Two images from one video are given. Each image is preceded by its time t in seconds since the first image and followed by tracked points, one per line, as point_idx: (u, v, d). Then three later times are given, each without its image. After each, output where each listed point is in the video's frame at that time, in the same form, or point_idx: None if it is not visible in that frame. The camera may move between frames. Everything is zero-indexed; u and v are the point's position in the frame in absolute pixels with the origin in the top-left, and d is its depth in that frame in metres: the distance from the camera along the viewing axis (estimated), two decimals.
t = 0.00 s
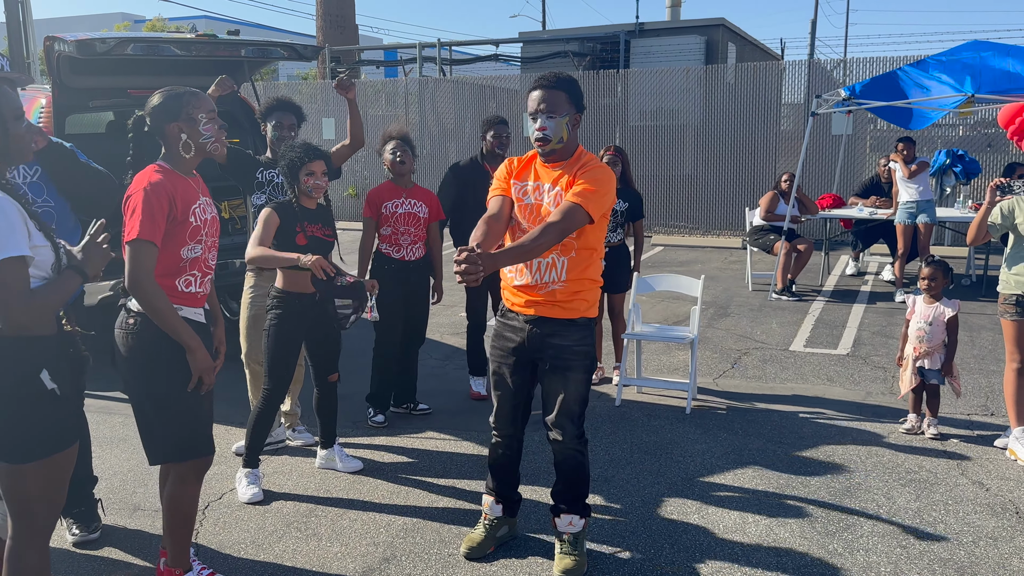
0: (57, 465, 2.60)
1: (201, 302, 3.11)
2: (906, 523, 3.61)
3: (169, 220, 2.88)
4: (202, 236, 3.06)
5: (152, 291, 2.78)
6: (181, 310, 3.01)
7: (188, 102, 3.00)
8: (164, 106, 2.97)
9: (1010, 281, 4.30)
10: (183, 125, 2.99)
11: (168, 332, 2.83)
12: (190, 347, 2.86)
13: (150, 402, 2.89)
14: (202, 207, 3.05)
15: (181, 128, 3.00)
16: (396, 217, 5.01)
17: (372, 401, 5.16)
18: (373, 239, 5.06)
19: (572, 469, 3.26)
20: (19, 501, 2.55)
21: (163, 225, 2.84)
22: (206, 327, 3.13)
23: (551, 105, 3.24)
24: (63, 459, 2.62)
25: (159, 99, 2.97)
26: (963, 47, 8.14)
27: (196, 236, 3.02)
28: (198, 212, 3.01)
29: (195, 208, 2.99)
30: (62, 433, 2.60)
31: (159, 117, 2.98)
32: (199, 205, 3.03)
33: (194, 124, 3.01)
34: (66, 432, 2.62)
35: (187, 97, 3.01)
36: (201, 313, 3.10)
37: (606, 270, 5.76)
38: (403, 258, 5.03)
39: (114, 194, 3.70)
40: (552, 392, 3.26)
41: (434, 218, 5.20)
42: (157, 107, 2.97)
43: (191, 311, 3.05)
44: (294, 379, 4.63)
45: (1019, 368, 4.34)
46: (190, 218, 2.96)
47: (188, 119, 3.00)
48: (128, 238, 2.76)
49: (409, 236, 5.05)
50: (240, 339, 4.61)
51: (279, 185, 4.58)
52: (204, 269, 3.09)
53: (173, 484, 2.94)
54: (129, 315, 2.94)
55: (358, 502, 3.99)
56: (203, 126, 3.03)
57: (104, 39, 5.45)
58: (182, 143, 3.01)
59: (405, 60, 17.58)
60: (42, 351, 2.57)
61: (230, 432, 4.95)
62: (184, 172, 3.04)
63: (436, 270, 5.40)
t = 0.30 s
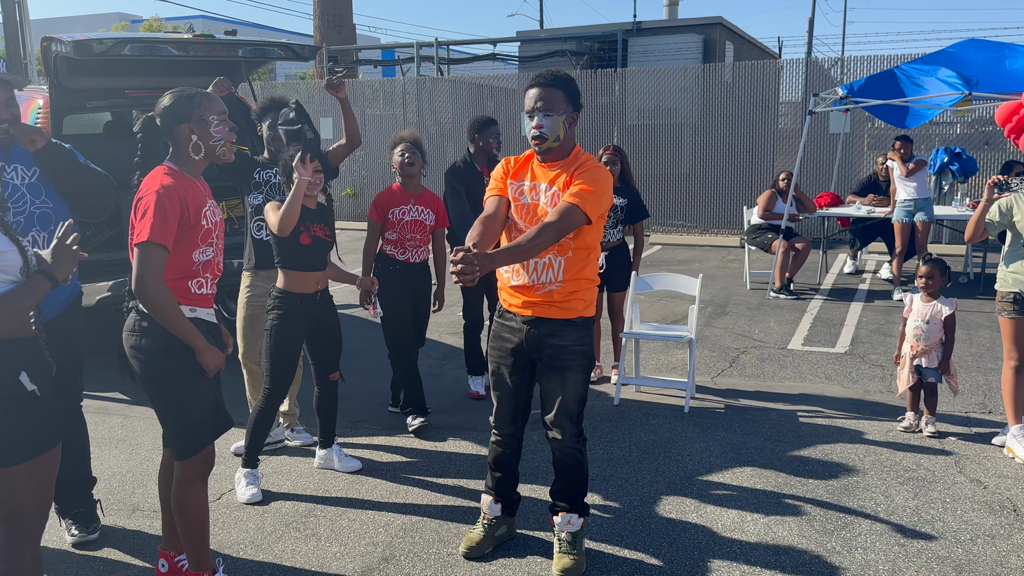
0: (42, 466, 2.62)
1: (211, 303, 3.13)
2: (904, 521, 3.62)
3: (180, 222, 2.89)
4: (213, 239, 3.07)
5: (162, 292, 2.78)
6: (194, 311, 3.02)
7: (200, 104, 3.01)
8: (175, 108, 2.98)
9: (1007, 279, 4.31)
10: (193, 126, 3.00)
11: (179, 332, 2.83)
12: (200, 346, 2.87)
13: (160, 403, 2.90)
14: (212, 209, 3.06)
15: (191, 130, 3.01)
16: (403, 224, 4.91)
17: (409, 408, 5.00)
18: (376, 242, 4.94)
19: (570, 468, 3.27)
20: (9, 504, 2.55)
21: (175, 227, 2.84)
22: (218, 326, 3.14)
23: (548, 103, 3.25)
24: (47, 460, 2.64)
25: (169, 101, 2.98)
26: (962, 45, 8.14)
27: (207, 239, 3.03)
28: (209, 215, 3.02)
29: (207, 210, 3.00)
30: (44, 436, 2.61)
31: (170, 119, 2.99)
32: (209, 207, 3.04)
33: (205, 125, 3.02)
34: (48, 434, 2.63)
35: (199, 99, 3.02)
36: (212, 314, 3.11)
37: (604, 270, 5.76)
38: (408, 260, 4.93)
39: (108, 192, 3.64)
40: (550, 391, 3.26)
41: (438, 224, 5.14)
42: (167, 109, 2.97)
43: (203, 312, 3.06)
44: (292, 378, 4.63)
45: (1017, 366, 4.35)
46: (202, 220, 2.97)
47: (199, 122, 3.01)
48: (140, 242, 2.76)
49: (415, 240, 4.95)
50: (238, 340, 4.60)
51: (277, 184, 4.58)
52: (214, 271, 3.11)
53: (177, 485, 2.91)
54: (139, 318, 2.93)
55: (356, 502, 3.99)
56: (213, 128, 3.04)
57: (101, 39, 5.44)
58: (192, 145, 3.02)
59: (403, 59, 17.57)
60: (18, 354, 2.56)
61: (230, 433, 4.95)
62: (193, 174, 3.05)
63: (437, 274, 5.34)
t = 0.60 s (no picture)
0: None
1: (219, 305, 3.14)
2: (905, 517, 3.62)
3: (193, 223, 2.90)
4: (222, 240, 3.08)
5: (181, 296, 2.80)
6: (203, 313, 3.03)
7: (209, 104, 3.02)
8: (184, 108, 2.98)
9: (1010, 276, 4.31)
10: (203, 126, 3.01)
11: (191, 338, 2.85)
12: (212, 355, 2.90)
13: (162, 405, 2.91)
14: (220, 210, 3.07)
15: (200, 130, 3.01)
16: (411, 225, 4.85)
17: (415, 413, 4.90)
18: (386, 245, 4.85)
19: (572, 464, 3.27)
20: None
21: (188, 229, 2.86)
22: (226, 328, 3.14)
23: (548, 100, 3.24)
24: None
25: (177, 101, 2.98)
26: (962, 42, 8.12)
27: (217, 240, 3.04)
28: (219, 216, 3.03)
29: (217, 211, 3.02)
30: None
31: (178, 119, 2.99)
32: (218, 208, 3.05)
33: (214, 126, 3.03)
34: None
35: (208, 99, 3.03)
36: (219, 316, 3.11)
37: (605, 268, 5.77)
38: (416, 260, 4.88)
39: (109, 191, 3.62)
40: (552, 387, 3.26)
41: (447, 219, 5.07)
42: (177, 110, 2.98)
43: (212, 314, 3.07)
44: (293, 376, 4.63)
45: (1018, 362, 4.35)
46: (212, 222, 2.99)
47: (208, 122, 3.02)
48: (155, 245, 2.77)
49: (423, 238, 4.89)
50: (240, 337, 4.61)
51: (276, 182, 4.58)
52: (223, 272, 3.12)
53: (171, 488, 2.91)
54: (150, 317, 2.93)
55: (358, 499, 4.00)
56: (222, 128, 3.05)
57: (102, 39, 5.44)
58: (201, 145, 3.02)
59: (403, 57, 17.56)
60: None
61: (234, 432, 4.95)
62: (200, 175, 3.06)
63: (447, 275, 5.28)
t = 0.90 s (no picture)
0: None
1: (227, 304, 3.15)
2: (908, 513, 3.63)
3: (201, 223, 2.91)
4: (230, 239, 3.10)
5: (195, 297, 2.82)
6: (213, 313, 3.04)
7: (215, 102, 3.02)
8: (189, 107, 2.98)
9: (1013, 272, 4.31)
10: (209, 125, 3.02)
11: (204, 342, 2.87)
12: (224, 359, 2.91)
13: (171, 405, 2.92)
14: (227, 210, 3.08)
15: (206, 129, 3.02)
16: (413, 221, 4.87)
17: (417, 410, 4.89)
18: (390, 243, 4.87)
19: (575, 460, 3.28)
20: None
21: (197, 230, 2.86)
22: (235, 327, 3.14)
23: (550, 97, 3.25)
24: None
25: (183, 100, 2.98)
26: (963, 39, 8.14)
27: (225, 240, 3.05)
28: (226, 216, 3.04)
29: (224, 211, 3.02)
30: None
31: (184, 118, 3.00)
32: (225, 208, 3.06)
33: (220, 125, 3.04)
34: None
35: (214, 97, 3.03)
36: (229, 315, 3.12)
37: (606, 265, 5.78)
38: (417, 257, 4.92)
39: (112, 190, 3.61)
40: (555, 384, 3.27)
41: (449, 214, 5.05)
42: (182, 110, 2.98)
43: (221, 313, 3.08)
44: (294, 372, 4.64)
45: (1021, 359, 4.35)
46: (220, 222, 3.00)
47: (214, 122, 3.02)
48: (165, 246, 2.77)
49: (423, 234, 4.90)
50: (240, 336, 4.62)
51: (274, 180, 4.54)
52: (231, 272, 3.13)
53: (177, 488, 2.93)
54: (161, 318, 2.94)
55: (361, 495, 4.01)
56: (228, 128, 3.05)
57: (104, 37, 5.44)
58: (206, 144, 3.03)
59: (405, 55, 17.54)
60: None
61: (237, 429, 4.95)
62: (206, 174, 3.06)
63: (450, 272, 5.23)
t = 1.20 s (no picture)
0: None
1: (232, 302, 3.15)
2: (910, 510, 3.63)
3: (205, 222, 2.91)
4: (233, 236, 3.10)
5: (201, 296, 2.83)
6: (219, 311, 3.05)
7: (213, 100, 3.03)
8: (187, 105, 2.99)
9: (1013, 270, 4.32)
10: (207, 123, 3.02)
11: (211, 341, 2.87)
12: (230, 358, 2.91)
13: (176, 404, 2.93)
14: (230, 208, 3.08)
15: (204, 126, 3.02)
16: (418, 228, 4.82)
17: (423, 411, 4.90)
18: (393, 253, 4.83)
19: (577, 457, 3.28)
20: None
21: (201, 229, 2.87)
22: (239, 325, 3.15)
23: (553, 96, 3.25)
24: None
25: (180, 99, 2.99)
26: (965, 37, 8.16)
27: (228, 238, 3.06)
28: (229, 213, 3.05)
29: (227, 209, 3.03)
30: None
31: (182, 116, 3.00)
32: (227, 205, 3.06)
33: (219, 123, 3.04)
34: None
35: (212, 95, 3.03)
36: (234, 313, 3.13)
37: (608, 263, 5.78)
38: (422, 271, 4.83)
39: (114, 188, 3.62)
40: (557, 381, 3.27)
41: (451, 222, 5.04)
42: (180, 109, 2.98)
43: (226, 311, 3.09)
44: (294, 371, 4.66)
45: (1022, 357, 4.35)
46: (224, 220, 3.00)
47: (213, 119, 3.03)
48: (170, 246, 2.78)
49: (429, 247, 4.86)
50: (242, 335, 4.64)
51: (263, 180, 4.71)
52: (235, 269, 3.14)
53: (183, 487, 2.93)
54: (167, 317, 2.95)
55: (363, 494, 4.02)
56: (227, 125, 3.06)
57: (106, 36, 5.45)
58: (205, 142, 3.03)
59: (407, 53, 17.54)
60: None
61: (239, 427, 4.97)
62: (206, 171, 3.06)
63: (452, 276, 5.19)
